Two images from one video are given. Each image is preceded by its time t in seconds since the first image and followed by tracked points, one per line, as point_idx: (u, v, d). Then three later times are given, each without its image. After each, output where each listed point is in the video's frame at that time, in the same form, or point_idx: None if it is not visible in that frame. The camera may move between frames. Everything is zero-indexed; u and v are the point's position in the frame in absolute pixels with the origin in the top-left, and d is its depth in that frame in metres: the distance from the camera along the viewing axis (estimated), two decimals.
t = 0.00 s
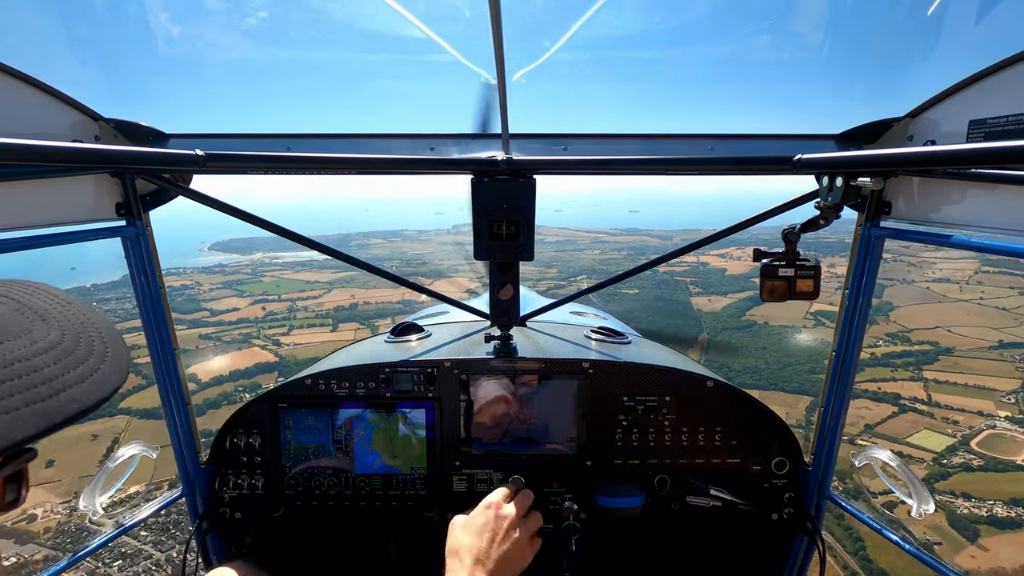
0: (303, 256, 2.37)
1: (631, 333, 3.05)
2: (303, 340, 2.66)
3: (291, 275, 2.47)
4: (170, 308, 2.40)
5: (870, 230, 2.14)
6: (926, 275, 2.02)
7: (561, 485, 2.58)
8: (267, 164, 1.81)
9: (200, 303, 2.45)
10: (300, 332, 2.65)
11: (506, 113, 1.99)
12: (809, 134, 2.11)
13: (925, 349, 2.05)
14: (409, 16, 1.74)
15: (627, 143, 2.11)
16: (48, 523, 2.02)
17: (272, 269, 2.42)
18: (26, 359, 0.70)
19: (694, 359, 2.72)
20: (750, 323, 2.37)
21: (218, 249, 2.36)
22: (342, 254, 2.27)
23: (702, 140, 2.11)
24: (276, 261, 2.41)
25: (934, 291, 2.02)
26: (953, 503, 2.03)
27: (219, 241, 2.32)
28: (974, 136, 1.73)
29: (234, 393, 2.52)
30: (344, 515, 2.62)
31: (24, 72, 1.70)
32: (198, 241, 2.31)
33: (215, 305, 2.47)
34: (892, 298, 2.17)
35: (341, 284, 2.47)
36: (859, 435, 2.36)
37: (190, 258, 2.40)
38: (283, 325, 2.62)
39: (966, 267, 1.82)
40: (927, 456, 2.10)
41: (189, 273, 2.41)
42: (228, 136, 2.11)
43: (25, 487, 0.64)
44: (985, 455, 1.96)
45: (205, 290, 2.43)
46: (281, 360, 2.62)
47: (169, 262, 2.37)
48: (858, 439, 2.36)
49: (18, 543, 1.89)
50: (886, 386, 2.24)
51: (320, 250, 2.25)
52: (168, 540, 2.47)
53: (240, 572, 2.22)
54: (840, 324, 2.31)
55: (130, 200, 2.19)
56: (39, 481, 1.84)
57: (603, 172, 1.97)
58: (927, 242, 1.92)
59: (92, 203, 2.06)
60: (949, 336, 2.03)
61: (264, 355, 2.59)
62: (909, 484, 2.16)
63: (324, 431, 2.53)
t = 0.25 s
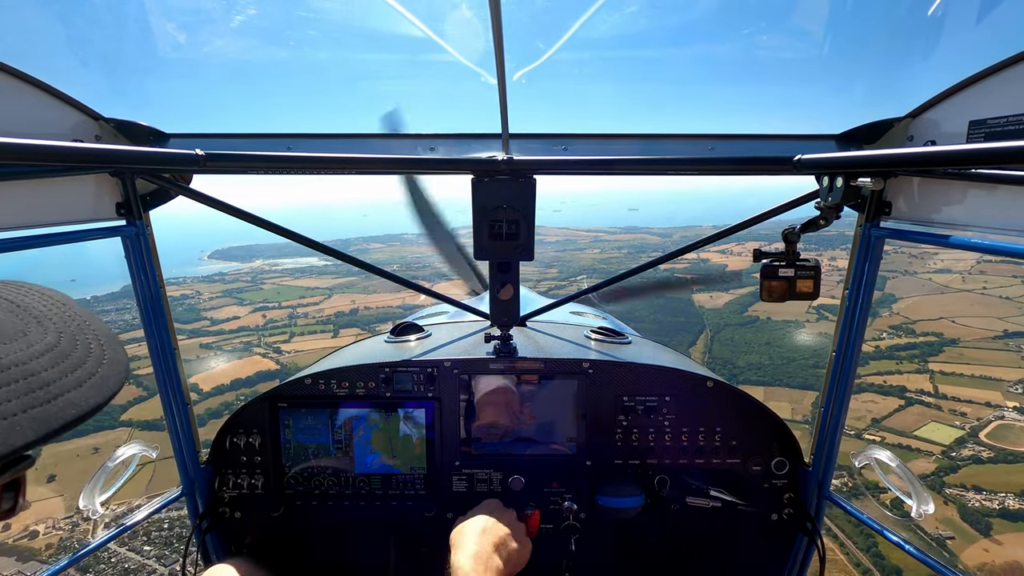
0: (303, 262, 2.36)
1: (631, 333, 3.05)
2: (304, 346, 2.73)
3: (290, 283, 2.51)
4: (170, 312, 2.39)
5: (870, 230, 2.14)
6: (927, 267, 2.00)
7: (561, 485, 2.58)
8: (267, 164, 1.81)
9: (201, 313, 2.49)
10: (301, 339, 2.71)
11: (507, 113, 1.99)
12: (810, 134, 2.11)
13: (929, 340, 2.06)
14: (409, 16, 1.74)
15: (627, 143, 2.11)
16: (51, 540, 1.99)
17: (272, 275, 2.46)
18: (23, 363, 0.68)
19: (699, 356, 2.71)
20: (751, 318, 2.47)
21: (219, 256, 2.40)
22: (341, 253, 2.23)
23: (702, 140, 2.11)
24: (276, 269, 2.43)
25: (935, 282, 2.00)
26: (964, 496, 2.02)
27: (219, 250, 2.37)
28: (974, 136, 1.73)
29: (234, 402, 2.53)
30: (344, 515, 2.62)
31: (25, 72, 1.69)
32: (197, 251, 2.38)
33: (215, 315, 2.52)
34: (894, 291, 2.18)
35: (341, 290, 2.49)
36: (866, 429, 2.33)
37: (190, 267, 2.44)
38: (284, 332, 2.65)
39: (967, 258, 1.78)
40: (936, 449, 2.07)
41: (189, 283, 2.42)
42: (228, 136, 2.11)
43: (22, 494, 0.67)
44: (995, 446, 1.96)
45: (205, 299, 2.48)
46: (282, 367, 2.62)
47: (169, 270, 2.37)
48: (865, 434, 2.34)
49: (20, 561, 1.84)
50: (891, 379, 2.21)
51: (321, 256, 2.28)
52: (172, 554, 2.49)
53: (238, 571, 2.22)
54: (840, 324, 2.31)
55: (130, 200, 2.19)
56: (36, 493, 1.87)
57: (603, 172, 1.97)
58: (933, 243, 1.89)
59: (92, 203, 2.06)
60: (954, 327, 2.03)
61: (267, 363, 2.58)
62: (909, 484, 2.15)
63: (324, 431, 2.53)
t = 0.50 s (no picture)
0: (303, 264, 2.38)
1: (631, 334, 3.05)
2: (304, 348, 2.65)
3: (291, 284, 2.46)
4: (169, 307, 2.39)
5: (870, 230, 2.14)
6: (927, 265, 2.00)
7: (561, 485, 2.58)
8: (267, 164, 1.81)
9: (199, 316, 2.45)
10: (302, 341, 2.64)
11: (506, 113, 1.99)
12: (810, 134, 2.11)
13: (932, 340, 2.03)
14: (409, 16, 1.73)
15: (627, 143, 2.10)
16: (47, 547, 1.95)
17: (272, 278, 2.43)
18: (17, 375, 0.68)
19: (699, 356, 2.66)
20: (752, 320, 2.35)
21: (218, 259, 2.38)
22: (342, 254, 2.26)
23: (702, 140, 2.11)
24: (275, 270, 2.41)
25: (936, 281, 1.97)
26: (971, 499, 1.98)
27: (219, 251, 2.35)
28: (974, 136, 1.73)
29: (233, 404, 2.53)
30: (345, 515, 2.62)
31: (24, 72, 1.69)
32: (197, 251, 2.35)
33: (214, 317, 2.48)
34: (894, 289, 2.17)
35: (341, 291, 2.46)
36: (869, 431, 2.32)
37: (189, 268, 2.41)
38: (284, 334, 2.59)
39: (968, 256, 1.79)
40: (940, 450, 2.06)
41: (188, 284, 2.40)
42: (228, 136, 2.11)
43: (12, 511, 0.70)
44: (998, 448, 1.93)
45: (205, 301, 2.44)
46: (281, 369, 2.57)
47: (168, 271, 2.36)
48: (868, 434, 2.32)
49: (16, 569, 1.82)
50: (893, 378, 2.19)
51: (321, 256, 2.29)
52: (169, 560, 2.45)
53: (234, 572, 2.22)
54: (840, 324, 2.31)
55: (130, 201, 2.19)
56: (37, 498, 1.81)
57: (602, 172, 1.97)
58: (933, 242, 1.90)
59: (92, 203, 2.06)
60: (956, 326, 2.00)
61: (265, 365, 2.53)
62: (909, 484, 2.16)
63: (325, 431, 2.54)
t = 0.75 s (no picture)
0: (300, 265, 2.40)
1: (631, 333, 3.05)
2: (303, 350, 2.75)
3: (289, 286, 2.53)
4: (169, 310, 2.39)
5: (870, 230, 2.14)
6: (927, 265, 1.99)
7: (561, 485, 2.58)
8: (267, 164, 1.80)
9: (197, 318, 2.45)
10: (300, 343, 2.74)
11: (506, 113, 1.99)
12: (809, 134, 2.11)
13: (934, 340, 2.06)
14: (409, 16, 1.74)
15: (627, 143, 2.10)
16: (42, 553, 1.94)
17: (271, 279, 2.45)
18: (16, 384, 0.68)
19: (700, 356, 2.72)
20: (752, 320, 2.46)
21: (216, 260, 2.40)
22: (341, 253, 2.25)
23: (702, 140, 2.11)
24: (274, 272, 2.41)
25: (935, 281, 1.98)
26: (973, 500, 1.99)
27: (217, 254, 2.37)
28: (974, 135, 1.73)
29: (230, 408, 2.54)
30: (344, 515, 2.62)
31: (24, 72, 1.69)
32: (195, 254, 2.37)
33: (211, 318, 2.49)
34: (894, 289, 2.17)
35: (339, 294, 2.50)
36: (871, 433, 2.31)
37: (187, 271, 2.41)
38: (282, 336, 2.69)
39: (967, 255, 1.79)
40: (944, 452, 2.06)
41: (186, 287, 2.39)
42: (228, 136, 2.11)
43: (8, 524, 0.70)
44: (1001, 448, 1.94)
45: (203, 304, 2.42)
46: (280, 371, 2.66)
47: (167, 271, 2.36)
48: (870, 436, 2.31)
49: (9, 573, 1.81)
50: (895, 380, 2.19)
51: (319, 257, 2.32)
52: (166, 566, 2.43)
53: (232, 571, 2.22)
54: (840, 324, 2.31)
55: (130, 200, 2.19)
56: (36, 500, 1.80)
57: (601, 171, 1.97)
58: (932, 243, 1.89)
59: (92, 203, 2.06)
60: (956, 326, 2.03)
61: (264, 367, 2.64)
62: (909, 484, 2.16)
63: (324, 431, 2.53)
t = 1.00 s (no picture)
0: (296, 268, 2.37)
1: (631, 333, 3.05)
2: (299, 354, 2.65)
3: (286, 288, 2.47)
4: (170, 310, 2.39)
5: (870, 230, 2.14)
6: (925, 262, 2.01)
7: (560, 485, 2.58)
8: (267, 164, 1.80)
9: (194, 321, 2.43)
10: (296, 347, 2.63)
11: (506, 113, 1.99)
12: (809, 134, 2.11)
13: (932, 337, 2.02)
14: (409, 16, 1.74)
15: (627, 143, 2.11)
16: (37, 563, 1.90)
17: (267, 282, 2.44)
18: (21, 388, 0.72)
19: (700, 355, 2.71)
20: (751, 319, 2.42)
21: (212, 264, 2.41)
22: (342, 253, 2.26)
23: (702, 140, 2.11)
24: (271, 275, 2.40)
25: (935, 279, 1.99)
26: (976, 499, 1.97)
27: (214, 257, 2.38)
28: (974, 135, 1.73)
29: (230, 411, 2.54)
30: (344, 516, 2.62)
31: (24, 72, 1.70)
32: (191, 257, 2.36)
33: (207, 322, 2.42)
34: (894, 287, 2.18)
35: (337, 296, 2.47)
36: (871, 432, 2.31)
37: (180, 276, 2.37)
38: (280, 340, 2.57)
39: (965, 255, 1.80)
40: (945, 450, 2.05)
41: (182, 291, 2.38)
42: (229, 136, 2.11)
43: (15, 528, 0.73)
44: (1002, 446, 1.89)
45: (199, 307, 2.39)
46: (276, 376, 2.57)
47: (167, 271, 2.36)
48: (870, 435, 2.32)
49: None
50: (896, 378, 2.20)
51: (319, 259, 2.31)
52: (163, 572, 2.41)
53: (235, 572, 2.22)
54: (840, 324, 2.32)
55: (130, 200, 2.19)
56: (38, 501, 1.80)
57: (601, 171, 1.97)
58: (930, 241, 1.91)
59: (92, 203, 2.06)
60: (955, 323, 1.99)
61: (262, 372, 2.53)
62: (909, 484, 2.17)
63: (325, 431, 2.54)
